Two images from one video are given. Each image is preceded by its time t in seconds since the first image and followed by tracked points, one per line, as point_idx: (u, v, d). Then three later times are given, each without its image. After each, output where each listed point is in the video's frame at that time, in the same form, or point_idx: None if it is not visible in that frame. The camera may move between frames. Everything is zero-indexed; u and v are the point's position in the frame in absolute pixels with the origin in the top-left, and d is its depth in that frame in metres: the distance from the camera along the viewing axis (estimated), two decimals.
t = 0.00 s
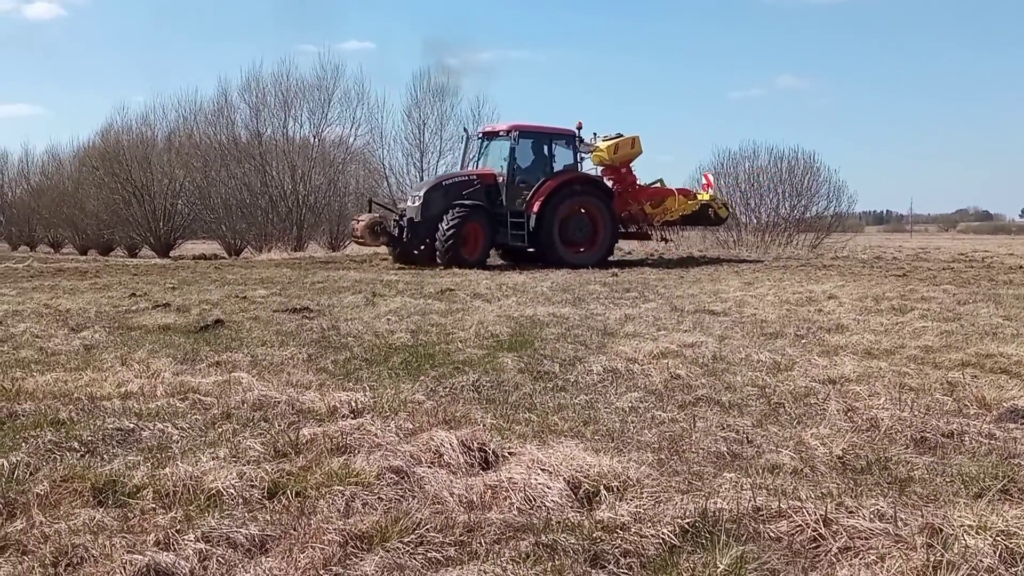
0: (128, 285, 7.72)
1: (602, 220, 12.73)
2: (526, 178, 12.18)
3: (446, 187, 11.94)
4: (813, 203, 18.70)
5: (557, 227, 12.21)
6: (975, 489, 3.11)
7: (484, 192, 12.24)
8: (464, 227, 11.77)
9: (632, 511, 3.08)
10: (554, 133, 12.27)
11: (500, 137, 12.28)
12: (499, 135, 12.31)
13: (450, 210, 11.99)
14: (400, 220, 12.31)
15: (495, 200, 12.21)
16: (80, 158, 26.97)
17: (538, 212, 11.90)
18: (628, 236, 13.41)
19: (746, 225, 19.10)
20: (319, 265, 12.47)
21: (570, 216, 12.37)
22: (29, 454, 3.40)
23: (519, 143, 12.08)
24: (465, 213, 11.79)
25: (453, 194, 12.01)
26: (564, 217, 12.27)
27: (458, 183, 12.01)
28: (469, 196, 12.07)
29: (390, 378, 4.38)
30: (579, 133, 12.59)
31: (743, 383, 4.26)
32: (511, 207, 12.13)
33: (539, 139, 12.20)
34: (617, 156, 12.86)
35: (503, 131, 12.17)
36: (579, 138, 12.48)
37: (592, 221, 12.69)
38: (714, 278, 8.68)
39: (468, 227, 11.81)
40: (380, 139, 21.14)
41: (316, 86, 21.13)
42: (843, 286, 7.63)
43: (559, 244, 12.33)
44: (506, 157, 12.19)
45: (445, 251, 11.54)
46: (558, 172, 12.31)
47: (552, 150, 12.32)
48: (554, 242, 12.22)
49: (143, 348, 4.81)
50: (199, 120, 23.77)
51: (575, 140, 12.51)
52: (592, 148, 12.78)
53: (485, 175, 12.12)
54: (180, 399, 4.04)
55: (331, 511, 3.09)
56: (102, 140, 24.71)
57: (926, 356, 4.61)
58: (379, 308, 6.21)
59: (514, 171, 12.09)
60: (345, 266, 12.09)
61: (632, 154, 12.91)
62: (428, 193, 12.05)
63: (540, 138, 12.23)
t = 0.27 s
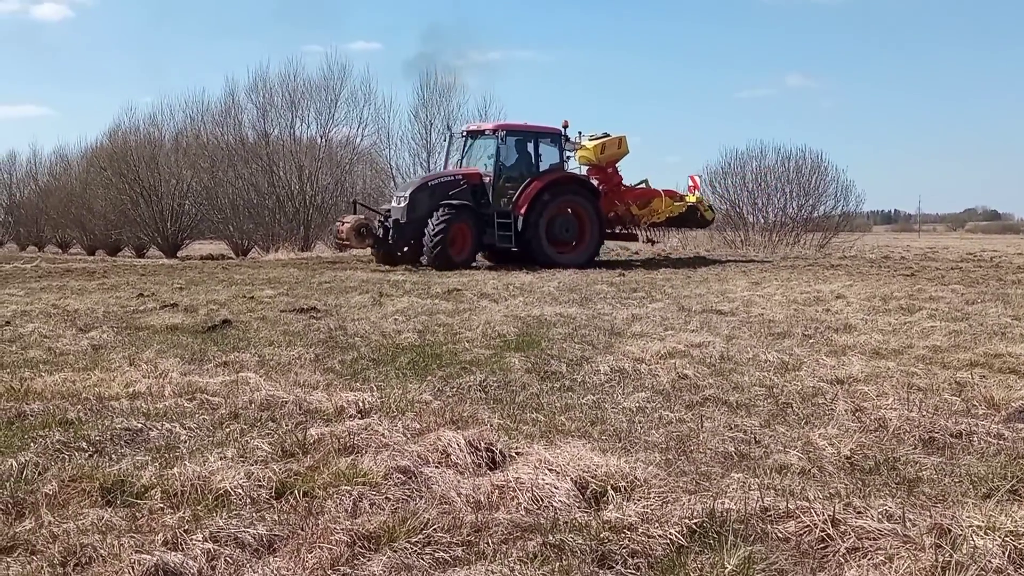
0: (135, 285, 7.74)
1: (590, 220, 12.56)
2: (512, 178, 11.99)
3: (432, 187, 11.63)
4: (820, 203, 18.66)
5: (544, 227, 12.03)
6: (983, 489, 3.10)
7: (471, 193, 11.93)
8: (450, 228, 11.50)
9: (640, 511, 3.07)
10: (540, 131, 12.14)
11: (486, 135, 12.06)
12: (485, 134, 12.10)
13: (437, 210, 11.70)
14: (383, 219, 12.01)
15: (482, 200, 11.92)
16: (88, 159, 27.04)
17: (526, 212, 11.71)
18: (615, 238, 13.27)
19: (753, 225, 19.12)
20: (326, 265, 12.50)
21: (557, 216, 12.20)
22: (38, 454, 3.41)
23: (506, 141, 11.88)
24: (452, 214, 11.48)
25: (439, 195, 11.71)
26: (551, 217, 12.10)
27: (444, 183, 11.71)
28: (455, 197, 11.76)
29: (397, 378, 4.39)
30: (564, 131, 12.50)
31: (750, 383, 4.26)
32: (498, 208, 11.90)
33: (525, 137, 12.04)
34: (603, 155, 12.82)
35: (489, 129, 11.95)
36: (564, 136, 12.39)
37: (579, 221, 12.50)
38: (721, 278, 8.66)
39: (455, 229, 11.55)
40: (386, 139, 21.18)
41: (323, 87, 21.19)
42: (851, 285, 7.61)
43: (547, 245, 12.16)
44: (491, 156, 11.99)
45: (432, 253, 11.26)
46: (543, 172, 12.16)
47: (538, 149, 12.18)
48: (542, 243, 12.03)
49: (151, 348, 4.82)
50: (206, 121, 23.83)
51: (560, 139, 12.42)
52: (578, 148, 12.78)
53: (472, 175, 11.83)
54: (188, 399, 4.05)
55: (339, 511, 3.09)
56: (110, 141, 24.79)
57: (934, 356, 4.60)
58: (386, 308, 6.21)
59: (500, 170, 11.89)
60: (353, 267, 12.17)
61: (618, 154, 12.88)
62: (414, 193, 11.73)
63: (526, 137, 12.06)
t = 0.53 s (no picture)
0: (135, 290, 7.74)
1: (568, 227, 12.52)
2: (491, 184, 11.85)
3: (411, 192, 11.35)
4: (819, 209, 18.70)
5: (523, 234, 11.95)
6: (981, 496, 3.10)
7: (452, 197, 11.68)
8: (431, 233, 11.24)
9: (639, 518, 3.07)
10: (519, 138, 12.07)
11: (465, 141, 11.92)
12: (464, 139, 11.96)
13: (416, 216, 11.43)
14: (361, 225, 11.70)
15: (462, 206, 11.72)
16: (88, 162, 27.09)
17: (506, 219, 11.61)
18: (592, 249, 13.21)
19: (752, 230, 19.20)
20: (324, 270, 12.52)
21: (535, 222, 12.12)
22: (36, 459, 3.41)
23: (485, 147, 11.77)
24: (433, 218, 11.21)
25: (419, 199, 11.46)
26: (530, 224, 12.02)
27: (424, 187, 11.46)
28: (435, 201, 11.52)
29: (396, 384, 4.39)
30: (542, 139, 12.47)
31: (749, 390, 4.26)
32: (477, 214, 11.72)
33: (505, 143, 11.95)
34: (583, 168, 12.87)
35: (469, 134, 11.82)
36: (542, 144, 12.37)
37: (558, 227, 12.44)
38: (720, 284, 8.66)
39: (435, 235, 11.30)
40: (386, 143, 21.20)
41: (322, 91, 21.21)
42: (850, 292, 7.62)
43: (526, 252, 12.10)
44: (468, 161, 11.86)
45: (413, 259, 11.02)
46: (523, 178, 12.05)
47: (517, 155, 12.10)
48: (521, 249, 11.96)
49: (150, 353, 4.82)
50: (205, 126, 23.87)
51: (539, 146, 12.39)
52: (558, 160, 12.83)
53: (451, 180, 11.60)
54: (186, 404, 4.05)
55: (337, 517, 3.09)
56: (109, 145, 24.85)
57: (933, 363, 4.60)
58: (385, 314, 6.21)
59: (480, 176, 11.74)
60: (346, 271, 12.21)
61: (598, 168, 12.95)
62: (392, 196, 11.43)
63: (506, 142, 11.96)
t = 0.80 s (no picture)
0: (135, 292, 7.74)
1: (545, 229, 12.49)
2: (470, 185, 11.70)
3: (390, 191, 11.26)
4: (818, 212, 18.76)
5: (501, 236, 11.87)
6: (981, 499, 3.10)
7: (429, 199, 11.58)
8: (411, 234, 11.10)
9: (639, 521, 3.07)
10: (499, 140, 11.93)
11: (444, 142, 11.73)
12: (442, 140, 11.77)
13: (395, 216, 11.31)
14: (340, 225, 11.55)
15: (439, 207, 11.59)
16: (87, 165, 27.15)
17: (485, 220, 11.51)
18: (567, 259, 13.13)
19: (751, 233, 19.23)
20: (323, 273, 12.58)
21: (512, 224, 12.06)
22: (35, 462, 3.40)
23: (464, 148, 11.60)
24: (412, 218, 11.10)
25: (397, 200, 11.33)
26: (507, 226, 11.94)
27: (402, 188, 11.35)
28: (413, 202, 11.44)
29: (395, 387, 4.39)
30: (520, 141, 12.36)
31: (748, 392, 4.26)
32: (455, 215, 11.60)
33: (484, 145, 11.79)
34: (558, 177, 13.18)
35: (447, 135, 11.65)
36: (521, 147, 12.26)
37: (535, 229, 12.40)
38: (719, 287, 8.66)
39: (415, 235, 11.16)
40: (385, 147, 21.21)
41: (321, 95, 21.19)
42: (848, 295, 7.64)
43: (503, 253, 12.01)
44: (445, 163, 11.71)
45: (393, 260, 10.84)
46: (501, 179, 11.95)
47: (496, 157, 11.96)
48: (499, 251, 11.88)
49: (150, 356, 4.82)
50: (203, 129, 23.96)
51: (517, 148, 12.27)
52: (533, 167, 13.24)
53: (429, 181, 11.52)
54: (185, 407, 4.05)
55: (337, 520, 3.09)
56: (108, 149, 24.94)
57: (931, 366, 4.61)
58: (384, 317, 6.21)
59: (459, 177, 11.58)
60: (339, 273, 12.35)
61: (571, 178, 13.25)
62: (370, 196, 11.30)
63: (485, 144, 11.80)
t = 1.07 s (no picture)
0: (143, 289, 7.76)
1: (528, 223, 12.49)
2: (453, 179, 11.68)
3: (372, 188, 11.19)
4: (825, 206, 18.60)
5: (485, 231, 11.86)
6: (990, 493, 3.09)
7: (412, 194, 11.50)
8: (397, 231, 11.01)
9: (647, 515, 3.07)
10: (479, 132, 11.96)
11: (425, 135, 11.69)
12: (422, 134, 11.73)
13: (379, 212, 11.24)
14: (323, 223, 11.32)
15: (424, 202, 11.55)
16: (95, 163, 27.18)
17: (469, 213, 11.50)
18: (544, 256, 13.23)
19: (758, 228, 19.23)
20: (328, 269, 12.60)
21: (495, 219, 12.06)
22: (44, 457, 3.41)
23: (446, 141, 11.59)
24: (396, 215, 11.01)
25: (381, 196, 11.24)
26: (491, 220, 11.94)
27: (386, 184, 11.27)
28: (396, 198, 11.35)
29: (402, 382, 4.39)
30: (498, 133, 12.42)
31: (756, 386, 4.26)
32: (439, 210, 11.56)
33: (465, 137, 11.81)
34: (536, 175, 13.16)
35: (428, 128, 11.62)
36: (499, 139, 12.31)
37: (518, 224, 12.40)
38: (727, 282, 8.64)
39: (400, 232, 11.08)
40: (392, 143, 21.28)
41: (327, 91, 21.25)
42: (857, 289, 7.62)
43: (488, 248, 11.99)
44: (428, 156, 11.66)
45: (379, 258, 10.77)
46: (482, 173, 11.97)
47: (477, 149, 11.98)
48: (484, 245, 11.86)
49: (158, 352, 4.83)
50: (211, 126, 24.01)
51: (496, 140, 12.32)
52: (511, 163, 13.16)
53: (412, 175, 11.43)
54: (194, 403, 4.06)
55: (345, 515, 3.10)
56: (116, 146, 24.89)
57: (939, 359, 4.60)
58: (392, 312, 6.21)
59: (442, 170, 11.55)
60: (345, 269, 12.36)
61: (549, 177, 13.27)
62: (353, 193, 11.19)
63: (466, 136, 11.82)
